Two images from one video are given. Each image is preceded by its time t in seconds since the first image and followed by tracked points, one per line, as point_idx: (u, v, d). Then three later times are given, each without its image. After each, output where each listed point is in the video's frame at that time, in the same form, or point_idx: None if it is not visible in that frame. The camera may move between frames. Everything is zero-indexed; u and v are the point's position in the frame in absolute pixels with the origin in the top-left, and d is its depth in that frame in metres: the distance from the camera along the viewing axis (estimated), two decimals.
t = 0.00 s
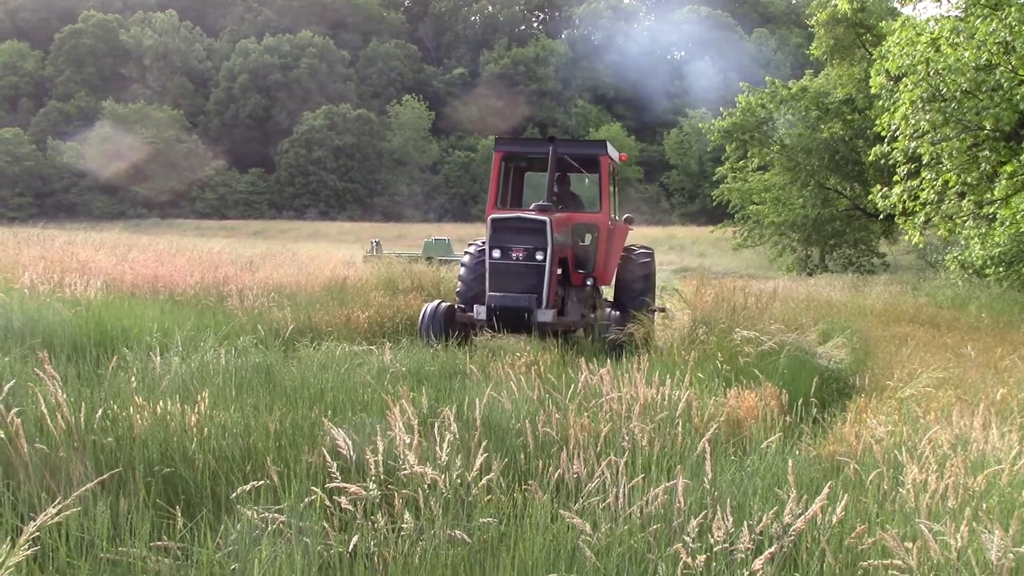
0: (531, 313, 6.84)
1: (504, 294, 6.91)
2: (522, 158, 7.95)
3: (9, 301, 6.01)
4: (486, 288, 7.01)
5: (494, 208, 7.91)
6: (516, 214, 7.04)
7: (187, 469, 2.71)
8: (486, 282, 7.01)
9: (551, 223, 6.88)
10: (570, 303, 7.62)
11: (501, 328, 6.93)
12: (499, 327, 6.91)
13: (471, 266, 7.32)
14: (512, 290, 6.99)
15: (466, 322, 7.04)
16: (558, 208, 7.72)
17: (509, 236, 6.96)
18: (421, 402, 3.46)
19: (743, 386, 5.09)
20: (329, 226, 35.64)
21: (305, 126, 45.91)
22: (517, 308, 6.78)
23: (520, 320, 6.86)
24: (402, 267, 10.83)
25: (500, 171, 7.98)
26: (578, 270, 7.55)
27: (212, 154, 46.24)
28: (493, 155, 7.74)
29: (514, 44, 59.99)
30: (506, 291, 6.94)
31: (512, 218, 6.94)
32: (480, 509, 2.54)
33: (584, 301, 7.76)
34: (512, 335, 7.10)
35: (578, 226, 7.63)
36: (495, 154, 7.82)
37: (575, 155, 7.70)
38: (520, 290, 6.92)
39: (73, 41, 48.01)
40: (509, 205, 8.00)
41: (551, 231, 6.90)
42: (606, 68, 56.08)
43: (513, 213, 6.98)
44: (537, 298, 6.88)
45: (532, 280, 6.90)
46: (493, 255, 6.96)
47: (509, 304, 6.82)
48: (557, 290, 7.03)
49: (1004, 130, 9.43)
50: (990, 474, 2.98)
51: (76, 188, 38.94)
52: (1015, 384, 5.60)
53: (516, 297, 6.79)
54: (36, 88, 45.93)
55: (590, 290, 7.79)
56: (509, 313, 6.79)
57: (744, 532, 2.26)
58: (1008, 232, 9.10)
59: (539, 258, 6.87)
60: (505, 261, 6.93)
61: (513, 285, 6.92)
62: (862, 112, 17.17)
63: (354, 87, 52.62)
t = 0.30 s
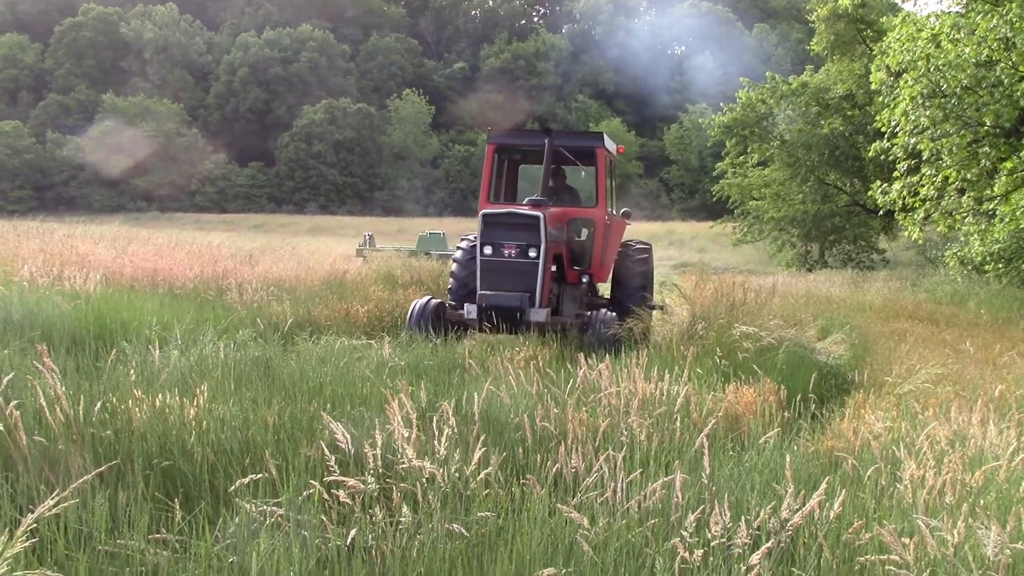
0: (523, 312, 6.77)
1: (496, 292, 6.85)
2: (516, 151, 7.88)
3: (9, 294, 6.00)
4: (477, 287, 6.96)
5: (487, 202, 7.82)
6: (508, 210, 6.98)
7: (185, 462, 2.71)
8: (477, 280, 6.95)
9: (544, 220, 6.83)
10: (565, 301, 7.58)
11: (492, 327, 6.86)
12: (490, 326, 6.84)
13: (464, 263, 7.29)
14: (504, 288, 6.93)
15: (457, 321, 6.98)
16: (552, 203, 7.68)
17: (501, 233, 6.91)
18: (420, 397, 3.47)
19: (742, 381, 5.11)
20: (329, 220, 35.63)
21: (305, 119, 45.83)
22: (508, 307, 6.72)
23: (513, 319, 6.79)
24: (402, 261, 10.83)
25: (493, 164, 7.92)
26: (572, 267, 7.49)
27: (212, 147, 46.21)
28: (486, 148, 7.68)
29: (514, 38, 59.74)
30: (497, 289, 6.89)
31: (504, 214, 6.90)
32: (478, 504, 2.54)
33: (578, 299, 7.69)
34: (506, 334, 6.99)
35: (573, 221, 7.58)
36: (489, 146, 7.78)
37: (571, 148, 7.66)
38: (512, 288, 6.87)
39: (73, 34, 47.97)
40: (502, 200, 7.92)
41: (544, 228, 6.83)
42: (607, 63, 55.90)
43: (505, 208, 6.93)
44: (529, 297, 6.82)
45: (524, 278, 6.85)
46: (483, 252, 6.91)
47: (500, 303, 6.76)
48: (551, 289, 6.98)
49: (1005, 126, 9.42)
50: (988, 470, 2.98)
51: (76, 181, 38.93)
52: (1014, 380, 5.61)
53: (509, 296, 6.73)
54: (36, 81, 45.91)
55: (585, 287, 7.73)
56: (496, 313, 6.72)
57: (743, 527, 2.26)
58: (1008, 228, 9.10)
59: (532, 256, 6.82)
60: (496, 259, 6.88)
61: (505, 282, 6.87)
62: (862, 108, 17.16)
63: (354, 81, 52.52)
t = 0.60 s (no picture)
0: (515, 309, 6.52)
1: (486, 287, 6.59)
2: (507, 143, 7.76)
3: (10, 287, 6.00)
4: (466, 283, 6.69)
5: (477, 194, 7.72)
6: (498, 202, 6.72)
7: (184, 456, 2.70)
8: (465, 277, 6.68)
9: (536, 212, 6.57)
10: (558, 296, 7.36)
11: (481, 324, 6.59)
12: (480, 323, 6.55)
13: (455, 258, 7.04)
14: (495, 283, 6.67)
15: (445, 319, 6.71)
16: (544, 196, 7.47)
17: (491, 226, 6.64)
18: (420, 391, 3.46)
19: (742, 376, 5.12)
20: (329, 214, 35.64)
21: (305, 113, 45.78)
22: (498, 303, 6.47)
23: (503, 317, 6.54)
24: (402, 255, 10.83)
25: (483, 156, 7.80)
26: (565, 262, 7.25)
27: (212, 141, 46.19)
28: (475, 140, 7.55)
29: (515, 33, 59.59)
30: (488, 285, 6.62)
31: (493, 207, 6.63)
32: (477, 498, 2.56)
33: (572, 295, 7.47)
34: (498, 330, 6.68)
35: (565, 215, 7.38)
36: (478, 139, 7.63)
37: (562, 139, 7.46)
38: (502, 284, 6.61)
39: (73, 28, 47.97)
40: (493, 193, 7.84)
41: (536, 221, 6.57)
42: (608, 58, 55.70)
43: (493, 201, 6.66)
44: (521, 293, 6.57)
45: (516, 273, 6.58)
46: (473, 246, 6.63)
47: (490, 300, 6.50)
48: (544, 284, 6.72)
49: (1006, 122, 9.39)
50: (987, 466, 2.99)
51: (75, 174, 38.97)
52: (1013, 376, 5.62)
53: (499, 292, 6.47)
54: (36, 74, 45.94)
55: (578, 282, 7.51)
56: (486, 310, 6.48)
57: (740, 522, 2.27)
58: (1008, 224, 9.07)
59: (523, 249, 6.55)
60: (486, 254, 6.61)
61: (496, 278, 6.61)
62: (863, 104, 17.11)
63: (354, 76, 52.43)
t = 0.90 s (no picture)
0: (501, 307, 6.31)
1: (473, 285, 6.40)
2: (498, 137, 7.45)
3: (10, 284, 6.01)
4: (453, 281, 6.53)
5: (468, 189, 7.41)
6: (486, 196, 6.52)
7: (187, 453, 2.71)
8: (452, 273, 6.51)
9: (524, 207, 6.36)
10: (551, 295, 7.03)
11: (467, 322, 6.40)
12: (465, 321, 6.37)
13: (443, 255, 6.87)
14: (482, 281, 6.48)
15: (433, 317, 6.55)
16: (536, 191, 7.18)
17: (478, 222, 6.47)
18: (421, 388, 3.45)
19: (742, 371, 5.14)
20: (330, 211, 35.62)
21: (306, 110, 45.71)
22: (484, 301, 6.27)
23: (490, 315, 6.34)
24: (403, 252, 10.79)
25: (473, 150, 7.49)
26: (558, 258, 6.98)
27: (213, 138, 46.15)
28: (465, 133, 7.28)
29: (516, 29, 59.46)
30: (475, 282, 6.45)
31: (481, 201, 6.43)
32: (480, 494, 2.55)
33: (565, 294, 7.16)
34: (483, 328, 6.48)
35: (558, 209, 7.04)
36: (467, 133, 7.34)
37: (554, 131, 7.17)
38: (490, 281, 6.43)
39: (74, 25, 47.92)
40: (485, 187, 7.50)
41: (524, 216, 6.37)
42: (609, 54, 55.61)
43: (481, 194, 6.47)
44: (509, 290, 6.37)
45: (503, 270, 6.39)
46: (459, 243, 6.45)
47: (476, 297, 6.30)
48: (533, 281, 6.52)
49: (1007, 117, 9.35)
50: (989, 460, 2.99)
51: (76, 172, 38.98)
52: (1015, 371, 5.62)
53: (486, 289, 6.28)
54: (37, 72, 45.92)
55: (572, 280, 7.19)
56: (476, 309, 6.28)
57: (743, 517, 2.27)
58: (1010, 219, 9.05)
59: (511, 245, 6.36)
60: (473, 250, 6.42)
61: (482, 275, 6.43)
62: (864, 99, 17.07)
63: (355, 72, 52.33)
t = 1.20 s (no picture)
0: (492, 307, 6.13)
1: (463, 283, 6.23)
2: (489, 132, 7.36)
3: (14, 281, 6.03)
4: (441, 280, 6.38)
5: (460, 185, 7.38)
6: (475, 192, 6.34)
7: (189, 450, 2.71)
8: (440, 272, 6.35)
9: (515, 203, 6.16)
10: (545, 295, 6.84)
11: (457, 322, 6.24)
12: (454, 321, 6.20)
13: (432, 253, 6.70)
14: (473, 280, 6.31)
15: (421, 316, 6.39)
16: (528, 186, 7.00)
17: (467, 218, 6.29)
18: (423, 385, 3.46)
19: (744, 369, 5.14)
20: (332, 208, 35.61)
21: (308, 107, 45.67)
22: (473, 301, 6.10)
23: (480, 315, 6.18)
24: (404, 249, 10.76)
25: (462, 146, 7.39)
26: (552, 257, 6.79)
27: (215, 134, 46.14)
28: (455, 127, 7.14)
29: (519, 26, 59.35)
30: (464, 281, 6.31)
31: (470, 197, 6.26)
32: (481, 491, 2.56)
33: (561, 293, 6.96)
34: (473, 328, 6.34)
35: (553, 206, 6.86)
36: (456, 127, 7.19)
37: (548, 124, 6.96)
38: (480, 280, 6.28)
39: (77, 21, 47.95)
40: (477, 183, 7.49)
41: (516, 213, 6.17)
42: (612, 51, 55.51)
43: (470, 190, 6.29)
44: (499, 290, 6.21)
45: (493, 268, 6.23)
46: (446, 239, 6.30)
47: (465, 296, 6.14)
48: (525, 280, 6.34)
49: (1010, 115, 9.33)
50: (991, 458, 2.99)
51: (79, 168, 39.05)
52: (1018, 369, 5.63)
53: (475, 289, 6.10)
54: (40, 68, 45.98)
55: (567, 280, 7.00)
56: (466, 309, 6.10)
57: (745, 514, 2.26)
58: (1013, 216, 9.03)
59: (501, 243, 6.17)
60: (462, 248, 6.27)
61: (473, 274, 6.26)
62: (867, 97, 17.11)
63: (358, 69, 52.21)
